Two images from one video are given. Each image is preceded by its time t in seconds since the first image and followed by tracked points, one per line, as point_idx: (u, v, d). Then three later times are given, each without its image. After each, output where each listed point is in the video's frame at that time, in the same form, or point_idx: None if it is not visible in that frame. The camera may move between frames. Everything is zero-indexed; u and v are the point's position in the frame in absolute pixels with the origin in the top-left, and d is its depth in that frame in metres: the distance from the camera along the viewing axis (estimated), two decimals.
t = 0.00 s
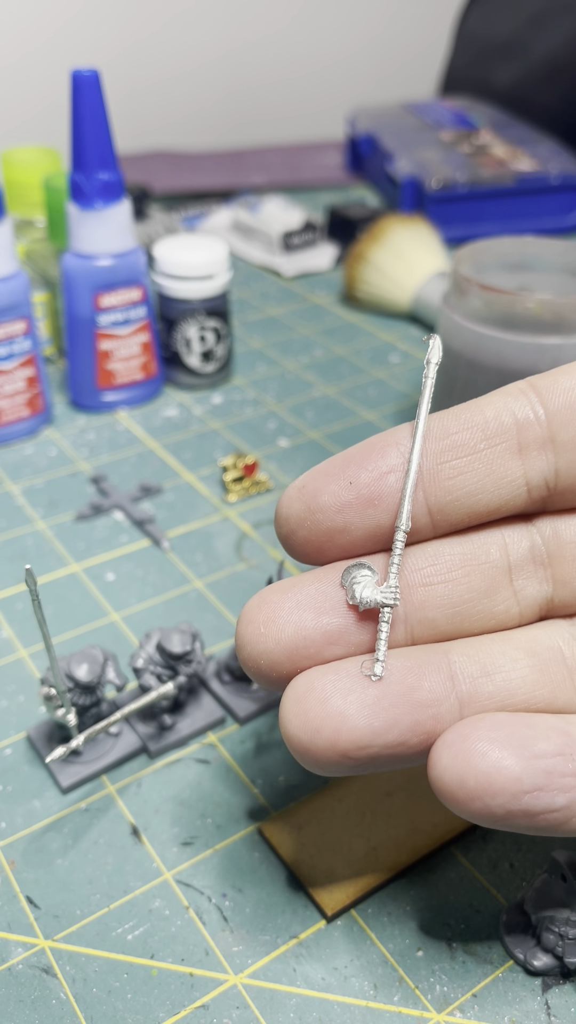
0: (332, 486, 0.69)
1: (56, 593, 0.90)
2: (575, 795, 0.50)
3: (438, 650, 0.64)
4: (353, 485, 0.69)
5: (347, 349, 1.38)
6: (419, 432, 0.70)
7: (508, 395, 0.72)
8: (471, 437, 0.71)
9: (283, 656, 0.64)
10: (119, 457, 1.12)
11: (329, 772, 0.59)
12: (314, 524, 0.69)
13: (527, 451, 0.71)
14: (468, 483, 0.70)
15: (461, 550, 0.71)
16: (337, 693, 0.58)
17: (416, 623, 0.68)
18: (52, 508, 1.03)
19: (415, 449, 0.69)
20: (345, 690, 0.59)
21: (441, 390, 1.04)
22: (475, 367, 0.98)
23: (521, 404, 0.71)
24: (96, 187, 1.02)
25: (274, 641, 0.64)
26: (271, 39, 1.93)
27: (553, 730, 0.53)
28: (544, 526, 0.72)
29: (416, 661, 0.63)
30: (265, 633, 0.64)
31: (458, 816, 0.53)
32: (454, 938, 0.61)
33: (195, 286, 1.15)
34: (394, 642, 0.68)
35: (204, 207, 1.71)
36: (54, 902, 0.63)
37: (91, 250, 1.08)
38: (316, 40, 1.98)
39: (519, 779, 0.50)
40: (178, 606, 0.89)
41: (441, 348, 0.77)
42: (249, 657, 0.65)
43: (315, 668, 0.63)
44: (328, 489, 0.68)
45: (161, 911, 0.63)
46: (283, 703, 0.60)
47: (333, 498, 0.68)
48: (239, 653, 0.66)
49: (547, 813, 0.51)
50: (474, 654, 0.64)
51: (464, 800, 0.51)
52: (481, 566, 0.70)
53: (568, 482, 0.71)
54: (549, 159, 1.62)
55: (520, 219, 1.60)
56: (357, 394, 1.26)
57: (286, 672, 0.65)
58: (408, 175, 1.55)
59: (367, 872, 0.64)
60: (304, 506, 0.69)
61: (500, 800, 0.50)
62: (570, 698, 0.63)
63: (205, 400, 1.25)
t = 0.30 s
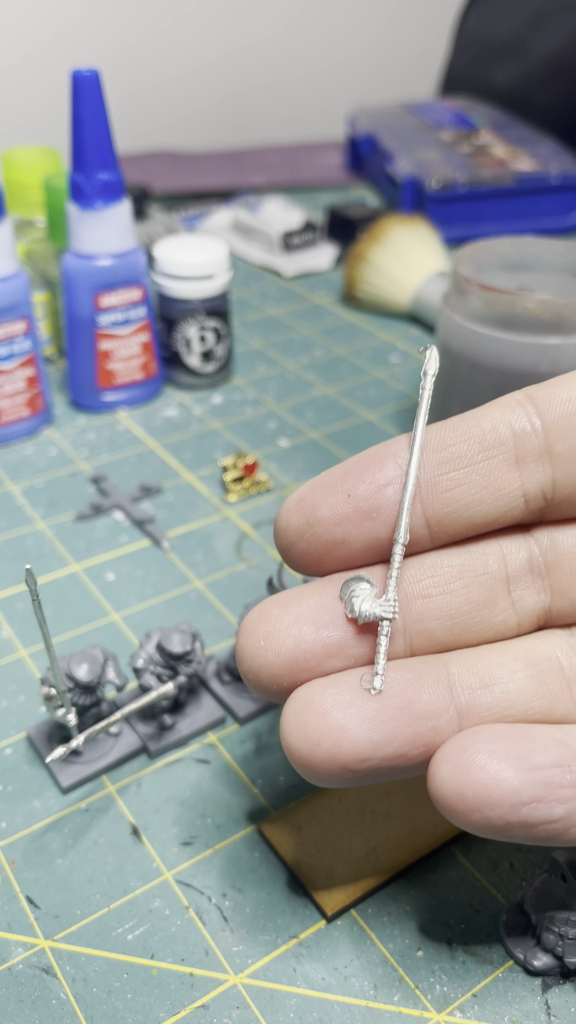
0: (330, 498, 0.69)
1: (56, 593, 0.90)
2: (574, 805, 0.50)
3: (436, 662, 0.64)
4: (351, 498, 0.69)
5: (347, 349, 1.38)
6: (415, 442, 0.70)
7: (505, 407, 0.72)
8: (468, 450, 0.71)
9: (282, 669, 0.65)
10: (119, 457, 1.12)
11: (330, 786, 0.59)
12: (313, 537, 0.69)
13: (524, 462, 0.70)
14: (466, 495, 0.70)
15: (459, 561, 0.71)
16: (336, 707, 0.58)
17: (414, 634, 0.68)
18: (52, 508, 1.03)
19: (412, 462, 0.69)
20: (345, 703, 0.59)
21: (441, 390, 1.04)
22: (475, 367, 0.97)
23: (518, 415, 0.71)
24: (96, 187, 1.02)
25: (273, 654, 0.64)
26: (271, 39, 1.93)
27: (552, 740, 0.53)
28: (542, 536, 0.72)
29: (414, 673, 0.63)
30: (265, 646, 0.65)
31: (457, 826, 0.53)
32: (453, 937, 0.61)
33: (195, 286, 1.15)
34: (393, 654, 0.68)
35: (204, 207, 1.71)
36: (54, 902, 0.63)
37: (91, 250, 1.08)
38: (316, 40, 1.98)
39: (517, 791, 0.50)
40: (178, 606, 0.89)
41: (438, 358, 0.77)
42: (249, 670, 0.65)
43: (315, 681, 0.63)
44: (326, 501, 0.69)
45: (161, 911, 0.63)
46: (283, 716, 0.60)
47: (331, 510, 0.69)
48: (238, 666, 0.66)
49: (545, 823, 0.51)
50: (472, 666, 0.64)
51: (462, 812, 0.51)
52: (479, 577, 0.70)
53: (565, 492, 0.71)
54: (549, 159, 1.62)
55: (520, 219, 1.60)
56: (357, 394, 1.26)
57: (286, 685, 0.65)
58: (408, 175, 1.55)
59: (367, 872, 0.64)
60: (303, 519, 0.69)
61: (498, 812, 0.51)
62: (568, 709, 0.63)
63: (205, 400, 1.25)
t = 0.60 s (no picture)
0: (322, 502, 0.69)
1: (56, 593, 0.90)
2: (572, 811, 0.50)
3: (433, 669, 0.64)
4: (342, 501, 0.69)
5: (347, 349, 1.38)
6: (408, 444, 0.68)
7: (502, 408, 0.72)
8: (464, 451, 0.71)
9: (276, 678, 0.64)
10: (119, 457, 1.12)
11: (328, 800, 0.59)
12: (305, 541, 0.69)
13: (521, 464, 0.70)
14: (461, 498, 0.70)
15: (456, 567, 0.71)
16: (332, 717, 0.58)
17: (410, 642, 0.69)
18: (52, 508, 1.03)
19: (404, 465, 0.68)
20: (340, 713, 0.58)
21: (441, 390, 1.04)
22: (475, 367, 0.97)
23: (515, 418, 0.70)
24: (96, 187, 1.02)
25: (266, 663, 0.64)
26: (270, 39, 1.93)
27: (550, 746, 0.53)
28: (541, 540, 0.72)
29: (411, 681, 0.62)
30: (257, 655, 0.64)
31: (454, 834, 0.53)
32: (454, 937, 0.61)
33: (194, 286, 1.15)
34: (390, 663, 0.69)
35: (204, 207, 1.71)
36: (54, 902, 0.63)
37: (91, 250, 1.08)
38: (315, 41, 1.98)
39: (515, 799, 0.50)
40: (178, 606, 0.89)
41: (429, 354, 0.74)
42: (242, 679, 0.65)
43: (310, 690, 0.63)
44: (317, 505, 0.69)
45: (161, 911, 0.63)
46: (280, 725, 0.60)
47: (322, 514, 0.69)
48: (231, 676, 0.66)
49: (543, 830, 0.51)
50: (468, 672, 0.64)
51: (459, 819, 0.51)
52: (475, 583, 0.70)
53: (564, 496, 0.70)
54: (549, 159, 1.62)
55: (520, 219, 1.60)
56: (357, 394, 1.26)
57: (280, 695, 0.65)
58: (408, 175, 1.55)
59: (367, 872, 0.64)
60: (293, 523, 0.69)
61: (496, 819, 0.50)
62: (566, 713, 0.63)
63: (205, 400, 1.25)
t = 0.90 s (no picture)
0: (330, 485, 0.69)
1: (56, 593, 0.90)
2: None
3: (441, 655, 0.64)
4: (351, 484, 0.69)
5: (347, 349, 1.37)
6: (417, 427, 0.64)
7: (514, 392, 0.71)
8: (473, 436, 0.70)
9: (285, 662, 0.65)
10: (119, 457, 1.12)
11: (337, 781, 0.59)
12: (313, 523, 0.69)
13: (531, 449, 0.69)
14: (470, 482, 0.70)
15: (465, 552, 0.72)
16: (342, 701, 0.58)
17: (419, 627, 0.70)
18: (52, 508, 1.03)
19: (414, 448, 0.64)
20: (350, 696, 0.58)
21: (442, 390, 1.03)
22: (475, 367, 0.97)
23: (526, 401, 0.70)
24: (96, 187, 1.02)
25: (275, 647, 0.64)
26: (271, 39, 1.93)
27: (559, 735, 0.53)
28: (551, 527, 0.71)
29: (420, 665, 0.62)
30: (266, 640, 0.65)
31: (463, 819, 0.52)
32: (454, 937, 0.61)
33: (194, 286, 1.15)
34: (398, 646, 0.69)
35: (204, 207, 1.71)
36: (54, 901, 0.63)
37: (91, 250, 1.08)
38: (316, 40, 1.98)
39: (524, 786, 0.50)
40: (178, 606, 0.89)
41: (438, 331, 0.68)
42: (251, 662, 0.65)
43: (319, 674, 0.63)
44: (325, 488, 0.69)
45: (161, 911, 0.63)
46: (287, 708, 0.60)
47: (331, 497, 0.69)
48: (240, 659, 0.66)
49: (552, 817, 0.51)
50: (478, 658, 0.64)
51: (468, 806, 0.51)
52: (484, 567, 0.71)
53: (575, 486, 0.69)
54: (549, 158, 1.61)
55: (521, 219, 1.60)
56: (357, 394, 1.26)
57: (288, 677, 0.65)
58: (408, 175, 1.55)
59: (367, 872, 0.64)
60: (301, 506, 0.69)
61: (504, 806, 0.50)
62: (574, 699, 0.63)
63: (204, 400, 1.24)
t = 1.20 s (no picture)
0: (337, 462, 0.68)
1: (56, 593, 0.90)
2: None
3: (444, 635, 0.64)
4: (358, 463, 0.68)
5: (347, 349, 1.37)
6: (425, 403, 0.69)
7: (519, 369, 0.70)
8: (481, 413, 0.70)
9: (287, 639, 0.65)
10: (119, 457, 1.12)
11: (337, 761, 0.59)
12: (318, 501, 0.68)
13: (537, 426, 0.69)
14: (478, 461, 0.69)
15: (471, 530, 0.71)
16: (344, 681, 0.58)
17: (422, 606, 0.70)
18: (52, 508, 1.03)
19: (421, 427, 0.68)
20: (352, 677, 0.58)
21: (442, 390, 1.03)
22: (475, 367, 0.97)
23: (532, 379, 0.69)
24: (96, 187, 1.02)
25: (278, 624, 0.65)
26: (271, 40, 1.93)
27: (560, 722, 0.53)
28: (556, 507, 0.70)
29: (423, 647, 0.63)
30: (269, 618, 0.65)
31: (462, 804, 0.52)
32: (454, 937, 0.61)
33: (194, 287, 1.15)
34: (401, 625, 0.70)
35: (204, 207, 1.71)
36: (54, 902, 0.63)
37: (91, 250, 1.08)
38: (316, 41, 1.98)
39: (526, 774, 0.50)
40: (178, 606, 0.89)
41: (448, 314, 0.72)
42: (253, 638, 0.66)
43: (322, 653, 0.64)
44: (332, 466, 0.68)
45: (161, 911, 0.63)
46: (289, 685, 0.60)
47: (338, 475, 0.67)
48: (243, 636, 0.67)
49: (552, 805, 0.51)
50: (481, 640, 0.64)
51: (469, 792, 0.51)
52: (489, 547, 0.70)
53: None
54: (549, 158, 1.61)
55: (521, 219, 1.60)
56: (357, 394, 1.26)
57: (290, 653, 0.66)
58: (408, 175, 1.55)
59: (367, 872, 0.64)
60: (306, 483, 0.68)
61: (505, 793, 0.50)
62: None
63: (204, 400, 1.24)
